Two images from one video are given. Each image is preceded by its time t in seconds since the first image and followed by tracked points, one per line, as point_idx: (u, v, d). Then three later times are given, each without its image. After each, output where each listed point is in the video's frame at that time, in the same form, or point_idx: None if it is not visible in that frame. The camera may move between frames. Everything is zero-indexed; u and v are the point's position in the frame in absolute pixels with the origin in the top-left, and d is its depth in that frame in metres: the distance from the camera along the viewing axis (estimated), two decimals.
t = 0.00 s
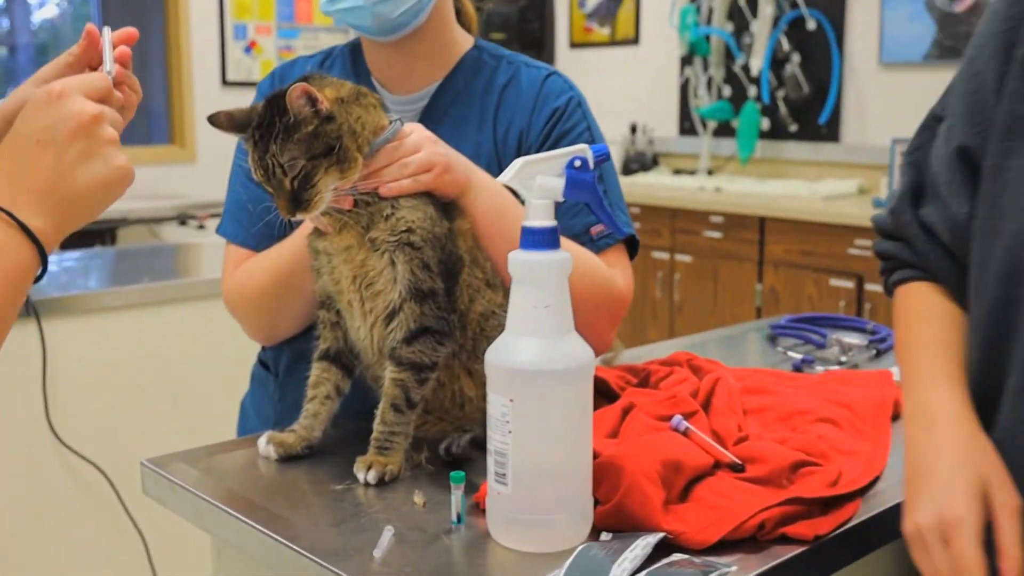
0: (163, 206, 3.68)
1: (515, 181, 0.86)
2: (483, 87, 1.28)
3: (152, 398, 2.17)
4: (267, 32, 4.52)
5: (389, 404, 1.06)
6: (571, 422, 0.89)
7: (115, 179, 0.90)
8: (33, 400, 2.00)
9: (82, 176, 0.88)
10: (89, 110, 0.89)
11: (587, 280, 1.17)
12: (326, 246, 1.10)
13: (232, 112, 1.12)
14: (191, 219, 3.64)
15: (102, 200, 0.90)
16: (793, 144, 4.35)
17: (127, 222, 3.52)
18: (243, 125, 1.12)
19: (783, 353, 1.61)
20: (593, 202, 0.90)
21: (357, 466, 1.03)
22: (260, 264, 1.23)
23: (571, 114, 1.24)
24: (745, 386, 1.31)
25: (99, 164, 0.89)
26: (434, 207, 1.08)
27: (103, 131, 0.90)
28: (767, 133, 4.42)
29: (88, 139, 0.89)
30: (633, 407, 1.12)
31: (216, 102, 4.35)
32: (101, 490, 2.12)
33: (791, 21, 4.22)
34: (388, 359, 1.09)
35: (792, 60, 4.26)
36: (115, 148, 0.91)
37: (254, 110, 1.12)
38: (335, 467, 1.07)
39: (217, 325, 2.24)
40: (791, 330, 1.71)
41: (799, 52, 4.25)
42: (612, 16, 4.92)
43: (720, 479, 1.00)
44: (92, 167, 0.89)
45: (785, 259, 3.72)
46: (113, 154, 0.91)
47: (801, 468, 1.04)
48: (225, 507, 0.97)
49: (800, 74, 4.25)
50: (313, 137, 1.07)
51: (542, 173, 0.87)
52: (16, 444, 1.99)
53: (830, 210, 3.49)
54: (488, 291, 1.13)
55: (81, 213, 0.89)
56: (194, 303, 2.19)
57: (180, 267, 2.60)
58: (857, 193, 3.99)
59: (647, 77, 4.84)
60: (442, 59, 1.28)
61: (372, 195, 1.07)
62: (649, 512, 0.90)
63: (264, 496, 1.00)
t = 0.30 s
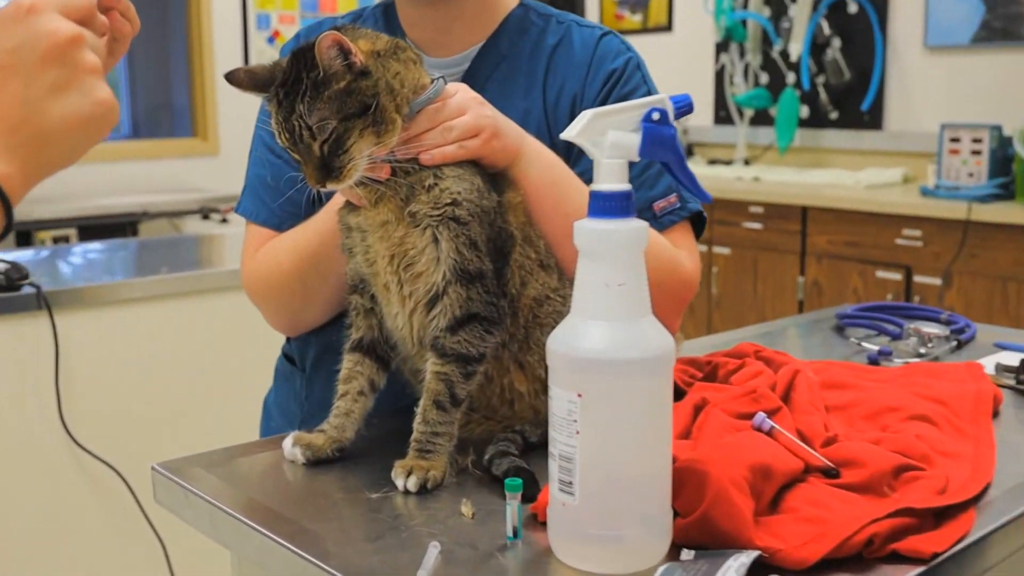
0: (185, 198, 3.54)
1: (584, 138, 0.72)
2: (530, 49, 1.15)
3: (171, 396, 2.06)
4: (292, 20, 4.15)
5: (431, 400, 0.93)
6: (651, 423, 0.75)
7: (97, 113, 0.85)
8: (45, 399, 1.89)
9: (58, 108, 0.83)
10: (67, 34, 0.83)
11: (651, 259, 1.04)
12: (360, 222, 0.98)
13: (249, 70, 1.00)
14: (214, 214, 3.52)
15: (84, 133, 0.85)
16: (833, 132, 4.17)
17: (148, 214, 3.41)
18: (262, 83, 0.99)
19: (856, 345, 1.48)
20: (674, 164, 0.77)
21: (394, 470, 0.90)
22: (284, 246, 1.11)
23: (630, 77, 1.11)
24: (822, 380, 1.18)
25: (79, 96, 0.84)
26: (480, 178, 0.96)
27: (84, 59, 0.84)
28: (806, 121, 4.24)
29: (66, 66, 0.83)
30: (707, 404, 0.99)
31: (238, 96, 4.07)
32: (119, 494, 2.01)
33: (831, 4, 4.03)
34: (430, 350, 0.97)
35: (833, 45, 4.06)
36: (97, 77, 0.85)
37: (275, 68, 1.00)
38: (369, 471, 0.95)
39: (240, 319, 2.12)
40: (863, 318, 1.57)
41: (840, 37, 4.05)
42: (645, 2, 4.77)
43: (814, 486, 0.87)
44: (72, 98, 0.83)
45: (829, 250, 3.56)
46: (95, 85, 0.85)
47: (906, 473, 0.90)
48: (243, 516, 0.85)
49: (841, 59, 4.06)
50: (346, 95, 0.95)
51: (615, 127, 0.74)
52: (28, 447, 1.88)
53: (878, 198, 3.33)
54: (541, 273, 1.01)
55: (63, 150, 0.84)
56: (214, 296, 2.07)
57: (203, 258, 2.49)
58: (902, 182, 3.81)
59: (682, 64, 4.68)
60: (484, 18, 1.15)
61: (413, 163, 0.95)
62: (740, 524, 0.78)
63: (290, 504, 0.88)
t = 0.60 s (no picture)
0: (208, 201, 3.40)
1: (655, 137, 0.63)
2: (576, 40, 1.05)
3: (193, 408, 1.97)
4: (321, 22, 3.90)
5: (473, 431, 0.84)
6: (726, 469, 0.65)
7: (78, 117, 0.59)
8: (63, 412, 1.80)
9: (28, 108, 0.58)
10: (44, 6, 0.58)
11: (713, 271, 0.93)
12: (393, 233, 0.88)
13: (271, 62, 0.92)
14: (240, 215, 3.33)
15: (58, 145, 0.60)
16: (875, 130, 3.95)
17: (172, 219, 3.23)
18: (284, 76, 0.91)
19: (926, 361, 1.37)
20: (754, 168, 0.66)
21: (431, 510, 0.80)
22: (308, 255, 1.02)
23: (687, 70, 1.01)
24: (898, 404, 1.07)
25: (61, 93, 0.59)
26: (526, 183, 0.87)
27: (63, 41, 0.58)
28: (847, 119, 4.02)
29: (41, 52, 0.58)
30: (779, 434, 0.89)
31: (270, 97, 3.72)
32: (138, 508, 1.93)
33: None
34: (470, 375, 0.87)
35: (873, 40, 3.81)
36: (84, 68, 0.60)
37: (300, 60, 0.91)
38: (402, 508, 0.85)
39: (266, 330, 2.03)
40: (928, 332, 1.45)
41: (882, 31, 3.80)
42: None
43: (907, 532, 0.76)
44: (48, 96, 0.58)
45: (874, 253, 3.42)
46: (76, 77, 0.59)
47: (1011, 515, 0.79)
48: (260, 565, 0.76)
49: (883, 56, 3.81)
50: (378, 91, 0.86)
51: (687, 125, 0.64)
52: (46, 461, 1.80)
53: (921, 198, 3.19)
54: (592, 288, 0.92)
55: (28, 164, 0.60)
56: (238, 303, 1.97)
57: (227, 264, 2.40)
58: (947, 181, 3.61)
59: (716, 60, 4.49)
60: (526, 7, 1.05)
61: (452, 168, 0.85)
62: None
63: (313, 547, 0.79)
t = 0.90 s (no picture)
0: (222, 205, 3.01)
1: (708, 174, 0.56)
2: (604, 52, 0.98)
3: (203, 425, 1.90)
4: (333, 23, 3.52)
5: (498, 482, 0.77)
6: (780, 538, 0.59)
7: (37, 158, 0.64)
8: (67, 433, 1.74)
9: None
10: None
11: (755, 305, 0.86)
12: (410, 266, 0.83)
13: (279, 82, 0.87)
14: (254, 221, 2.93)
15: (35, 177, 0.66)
16: (897, 133, 3.68)
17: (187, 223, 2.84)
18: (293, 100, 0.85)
19: (972, 389, 1.30)
20: (816, 207, 0.59)
21: (453, 569, 0.73)
22: (319, 282, 0.96)
23: (724, 84, 0.94)
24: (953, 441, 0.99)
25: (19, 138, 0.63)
26: (556, 212, 0.81)
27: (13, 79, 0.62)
28: (870, 120, 3.75)
29: None
30: (828, 483, 0.82)
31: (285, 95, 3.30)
32: (145, 529, 1.87)
33: None
34: (495, 420, 0.81)
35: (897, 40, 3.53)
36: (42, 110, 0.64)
37: (309, 81, 0.86)
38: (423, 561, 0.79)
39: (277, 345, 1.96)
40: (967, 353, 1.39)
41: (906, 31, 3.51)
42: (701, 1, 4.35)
43: None
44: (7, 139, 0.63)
45: (898, 258, 3.19)
46: (33, 119, 0.64)
47: None
48: None
49: (907, 56, 3.52)
50: (395, 115, 0.81)
51: (744, 160, 0.57)
52: (51, 483, 1.74)
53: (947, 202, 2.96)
54: (626, 323, 0.86)
55: (8, 199, 0.66)
56: (248, 317, 1.91)
57: (238, 277, 2.31)
58: (972, 184, 3.37)
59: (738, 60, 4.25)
60: (550, 17, 0.99)
61: (477, 197, 0.80)
62: None
63: None
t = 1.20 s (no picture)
0: (234, 208, 2.89)
1: (752, 211, 0.52)
2: (633, 65, 0.99)
3: (217, 441, 1.86)
4: (343, 25, 3.28)
5: (523, 524, 0.74)
6: None
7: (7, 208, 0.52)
8: (75, 450, 1.70)
9: None
10: None
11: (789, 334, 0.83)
12: (431, 298, 0.82)
13: (290, 110, 0.88)
14: (267, 224, 2.81)
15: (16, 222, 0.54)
16: (919, 138, 3.24)
17: (201, 227, 2.73)
18: (305, 127, 0.87)
19: (1009, 410, 1.26)
20: (872, 246, 0.55)
21: None
22: (335, 309, 0.93)
23: (758, 100, 0.96)
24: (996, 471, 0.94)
25: None
26: (584, 241, 0.80)
27: None
28: (889, 122, 3.31)
29: None
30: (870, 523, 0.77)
31: (290, 97, 3.18)
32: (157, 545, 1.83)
33: None
34: (520, 458, 0.79)
35: (918, 41, 3.09)
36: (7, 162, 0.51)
37: (319, 107, 0.87)
38: None
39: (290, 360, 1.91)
40: (1004, 372, 1.35)
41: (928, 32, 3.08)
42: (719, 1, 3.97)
43: None
44: None
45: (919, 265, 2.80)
46: None
47: None
48: None
49: (928, 57, 3.08)
50: (409, 141, 0.79)
51: (792, 194, 0.53)
52: (59, 501, 1.70)
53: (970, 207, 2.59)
54: (658, 356, 0.85)
55: None
56: (261, 331, 1.85)
57: (251, 288, 2.24)
58: (997, 188, 2.98)
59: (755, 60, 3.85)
60: (576, 29, 0.99)
61: (503, 226, 0.79)
62: None
63: None
